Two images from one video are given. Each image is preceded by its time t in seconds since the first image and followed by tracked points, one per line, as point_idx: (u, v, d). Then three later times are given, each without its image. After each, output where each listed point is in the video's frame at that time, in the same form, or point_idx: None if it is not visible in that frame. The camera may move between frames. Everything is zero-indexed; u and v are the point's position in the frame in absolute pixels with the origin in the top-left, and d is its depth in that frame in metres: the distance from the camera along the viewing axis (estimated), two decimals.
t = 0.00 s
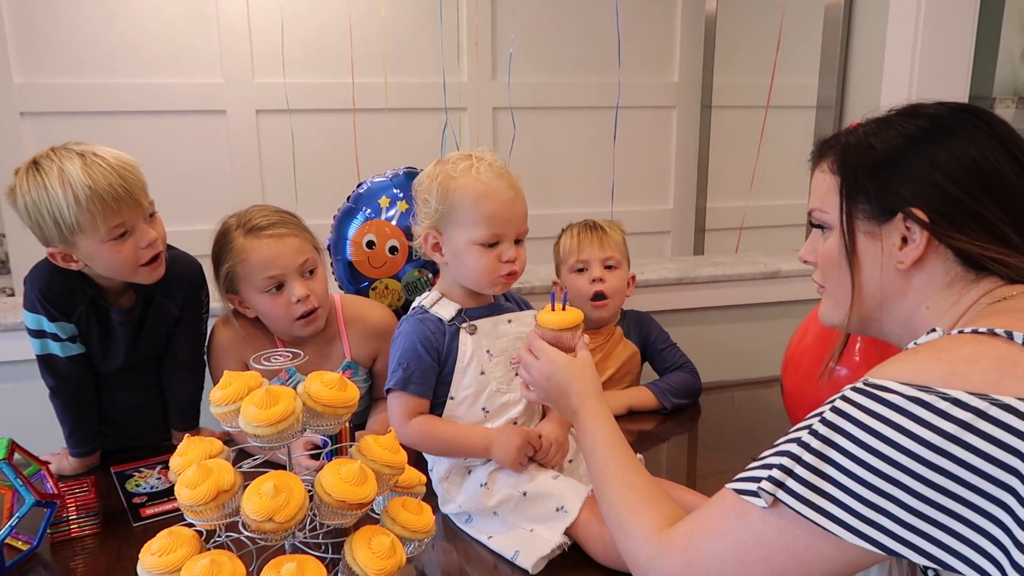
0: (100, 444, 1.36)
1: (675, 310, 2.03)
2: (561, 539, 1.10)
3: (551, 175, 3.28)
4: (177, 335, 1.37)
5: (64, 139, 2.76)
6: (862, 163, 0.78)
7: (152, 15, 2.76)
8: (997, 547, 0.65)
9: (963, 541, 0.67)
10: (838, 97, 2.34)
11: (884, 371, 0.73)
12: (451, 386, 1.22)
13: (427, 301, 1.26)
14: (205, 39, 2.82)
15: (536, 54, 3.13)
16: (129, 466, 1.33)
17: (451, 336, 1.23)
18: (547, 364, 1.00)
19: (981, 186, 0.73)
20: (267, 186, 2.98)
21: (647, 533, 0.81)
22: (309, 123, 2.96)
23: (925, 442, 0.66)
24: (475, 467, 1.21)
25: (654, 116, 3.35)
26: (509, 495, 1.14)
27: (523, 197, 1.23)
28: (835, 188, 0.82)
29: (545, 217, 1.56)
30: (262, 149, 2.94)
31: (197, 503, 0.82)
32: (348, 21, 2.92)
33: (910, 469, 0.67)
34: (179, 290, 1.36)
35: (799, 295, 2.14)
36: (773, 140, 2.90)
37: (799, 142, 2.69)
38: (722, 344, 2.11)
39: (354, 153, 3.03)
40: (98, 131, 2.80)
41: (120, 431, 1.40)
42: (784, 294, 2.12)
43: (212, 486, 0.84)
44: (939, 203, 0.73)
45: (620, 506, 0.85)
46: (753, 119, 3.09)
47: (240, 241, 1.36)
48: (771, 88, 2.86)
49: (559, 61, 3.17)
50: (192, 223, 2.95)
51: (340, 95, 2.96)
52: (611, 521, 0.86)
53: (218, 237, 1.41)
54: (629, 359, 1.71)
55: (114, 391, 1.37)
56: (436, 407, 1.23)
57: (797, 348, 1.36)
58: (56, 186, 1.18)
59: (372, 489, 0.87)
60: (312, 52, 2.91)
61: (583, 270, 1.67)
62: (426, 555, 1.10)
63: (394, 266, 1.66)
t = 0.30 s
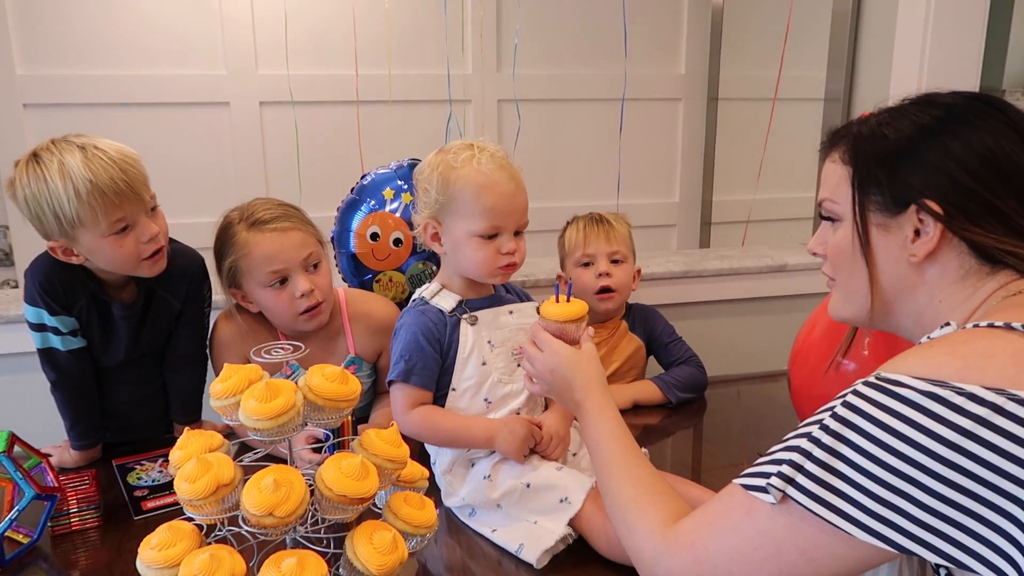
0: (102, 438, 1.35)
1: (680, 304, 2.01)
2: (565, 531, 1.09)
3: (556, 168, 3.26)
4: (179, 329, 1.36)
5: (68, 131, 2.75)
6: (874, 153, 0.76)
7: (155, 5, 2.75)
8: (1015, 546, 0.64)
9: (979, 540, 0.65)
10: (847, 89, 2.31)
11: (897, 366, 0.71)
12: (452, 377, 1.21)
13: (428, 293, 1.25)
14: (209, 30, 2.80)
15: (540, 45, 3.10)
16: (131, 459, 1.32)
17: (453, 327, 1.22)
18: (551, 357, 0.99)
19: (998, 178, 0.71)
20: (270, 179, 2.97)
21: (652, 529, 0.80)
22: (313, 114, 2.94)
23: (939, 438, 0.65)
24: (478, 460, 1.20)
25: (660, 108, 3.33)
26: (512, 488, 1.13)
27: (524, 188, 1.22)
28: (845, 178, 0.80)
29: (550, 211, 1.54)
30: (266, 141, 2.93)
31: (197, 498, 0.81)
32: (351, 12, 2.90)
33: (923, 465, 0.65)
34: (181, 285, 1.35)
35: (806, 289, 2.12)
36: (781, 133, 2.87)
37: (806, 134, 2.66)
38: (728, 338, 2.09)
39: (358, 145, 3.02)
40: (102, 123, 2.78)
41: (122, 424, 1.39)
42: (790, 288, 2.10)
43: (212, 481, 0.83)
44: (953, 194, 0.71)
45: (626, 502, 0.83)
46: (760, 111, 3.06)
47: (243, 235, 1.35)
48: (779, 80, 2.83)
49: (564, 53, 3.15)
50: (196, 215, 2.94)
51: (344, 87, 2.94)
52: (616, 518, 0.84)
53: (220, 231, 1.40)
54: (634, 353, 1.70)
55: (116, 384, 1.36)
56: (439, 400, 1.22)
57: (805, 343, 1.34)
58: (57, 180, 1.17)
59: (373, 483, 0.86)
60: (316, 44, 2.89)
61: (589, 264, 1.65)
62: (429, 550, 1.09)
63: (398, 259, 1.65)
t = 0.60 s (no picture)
0: (99, 435, 1.34)
1: (681, 299, 2.00)
2: (564, 529, 1.08)
3: (557, 162, 3.24)
4: (176, 326, 1.35)
5: (67, 125, 2.74)
6: (885, 145, 0.74)
7: None
8: None
9: (989, 547, 0.64)
10: (851, 83, 2.29)
11: (907, 367, 0.70)
12: (450, 373, 1.20)
13: (427, 289, 1.24)
14: (208, 23, 2.78)
15: (542, 38, 3.08)
16: (127, 456, 1.31)
17: (451, 323, 1.21)
18: (552, 354, 0.97)
19: (1012, 172, 0.69)
20: (270, 173, 2.95)
21: (654, 532, 0.79)
22: (312, 108, 2.92)
23: (949, 441, 0.63)
24: (477, 458, 1.19)
25: (662, 101, 3.30)
26: (510, 485, 1.12)
27: (520, 183, 1.21)
28: (855, 169, 0.78)
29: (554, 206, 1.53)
30: (265, 135, 2.91)
31: (190, 498, 0.80)
32: (351, 5, 2.88)
33: (933, 469, 0.64)
34: (178, 282, 1.34)
35: (808, 285, 2.10)
36: (785, 128, 2.84)
37: (809, 128, 2.64)
38: (730, 334, 2.08)
39: (357, 139, 3.00)
40: (101, 116, 2.77)
41: (119, 421, 1.38)
42: (793, 283, 2.08)
43: (205, 481, 0.82)
44: (964, 189, 0.69)
45: (628, 504, 0.82)
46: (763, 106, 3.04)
47: (240, 231, 1.34)
48: (783, 73, 2.81)
49: (565, 45, 3.12)
50: (196, 209, 2.93)
51: (343, 80, 2.92)
52: (617, 519, 0.83)
53: (216, 227, 1.39)
54: (635, 351, 1.69)
55: (113, 381, 1.35)
56: (437, 396, 1.21)
57: (809, 339, 1.31)
58: (51, 176, 1.16)
59: (369, 484, 0.85)
60: (316, 37, 2.87)
61: (595, 261, 1.64)
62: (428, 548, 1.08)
63: (397, 254, 1.64)
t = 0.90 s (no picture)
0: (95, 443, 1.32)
1: (688, 305, 1.97)
2: (567, 544, 1.05)
3: (563, 166, 3.22)
4: (172, 332, 1.33)
5: (71, 128, 2.73)
6: (902, 148, 0.71)
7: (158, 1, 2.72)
8: None
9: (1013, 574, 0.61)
10: (860, 85, 2.25)
11: (926, 383, 0.67)
12: (453, 383, 1.17)
13: (429, 296, 1.21)
14: (212, 26, 2.77)
15: (547, 41, 3.06)
16: (124, 466, 1.28)
17: (453, 331, 1.18)
18: (558, 363, 0.93)
19: None
20: (274, 177, 2.94)
21: (660, 552, 0.76)
22: (316, 111, 2.91)
23: (971, 462, 0.61)
24: (478, 469, 1.16)
25: (669, 104, 3.27)
26: (512, 497, 1.09)
27: (522, 187, 1.18)
28: (871, 172, 0.75)
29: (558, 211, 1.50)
30: (269, 138, 2.90)
31: (180, 515, 0.78)
32: (356, 8, 2.86)
33: (954, 491, 0.61)
34: (174, 288, 1.32)
35: (818, 290, 2.06)
36: (793, 131, 2.80)
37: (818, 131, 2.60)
38: (738, 341, 2.04)
39: (361, 142, 2.98)
40: (104, 120, 2.76)
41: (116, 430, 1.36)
42: (802, 289, 2.04)
43: (196, 496, 0.79)
44: (984, 196, 0.66)
45: (633, 521, 0.79)
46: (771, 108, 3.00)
47: (237, 235, 1.32)
48: (792, 75, 2.77)
49: (571, 48, 3.10)
50: (199, 213, 2.92)
51: (348, 83, 2.90)
52: (623, 536, 0.80)
53: (214, 230, 1.38)
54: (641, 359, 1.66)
55: (110, 389, 1.33)
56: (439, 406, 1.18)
57: (818, 348, 1.22)
58: (44, 181, 1.14)
59: (365, 500, 0.83)
60: (320, 40, 2.86)
61: (603, 266, 1.61)
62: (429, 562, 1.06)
63: (400, 260, 1.61)
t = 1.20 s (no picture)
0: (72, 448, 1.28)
1: (687, 307, 1.92)
2: (564, 558, 1.00)
3: (560, 164, 3.17)
4: (149, 333, 1.28)
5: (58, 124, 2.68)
6: (927, 141, 0.66)
7: None
8: None
9: None
10: (864, 83, 2.21)
11: (953, 397, 0.61)
12: (442, 388, 1.12)
13: (418, 299, 1.16)
14: (203, 20, 2.72)
15: (544, 37, 3.01)
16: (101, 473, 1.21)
17: (442, 335, 1.14)
18: (556, 366, 0.87)
19: None
20: (265, 174, 2.89)
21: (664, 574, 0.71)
22: (309, 108, 2.86)
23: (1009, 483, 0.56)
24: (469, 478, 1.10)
25: (668, 102, 3.22)
26: (506, 508, 1.04)
27: (515, 185, 1.14)
28: (893, 167, 0.70)
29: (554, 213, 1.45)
30: (261, 135, 2.84)
31: (148, 532, 0.73)
32: (350, 4, 2.81)
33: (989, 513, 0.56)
34: (150, 287, 1.26)
35: (822, 292, 2.01)
36: (794, 130, 2.75)
37: (819, 130, 2.55)
38: (737, 344, 2.00)
39: (354, 139, 2.93)
40: (92, 115, 2.71)
41: (94, 435, 1.32)
42: (804, 291, 1.99)
43: (166, 513, 0.74)
44: (1017, 193, 0.61)
45: (637, 540, 0.74)
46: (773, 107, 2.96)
47: (220, 213, 1.29)
48: (794, 73, 2.73)
49: (568, 45, 3.05)
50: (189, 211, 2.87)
51: (341, 79, 2.85)
52: (625, 555, 0.75)
53: (201, 209, 1.36)
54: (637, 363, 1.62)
55: (86, 393, 1.28)
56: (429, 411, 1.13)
57: (824, 354, 1.17)
58: (14, 171, 1.09)
59: (347, 516, 0.78)
60: (313, 35, 2.80)
61: (601, 269, 1.56)
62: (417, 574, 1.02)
63: (392, 260, 1.57)
